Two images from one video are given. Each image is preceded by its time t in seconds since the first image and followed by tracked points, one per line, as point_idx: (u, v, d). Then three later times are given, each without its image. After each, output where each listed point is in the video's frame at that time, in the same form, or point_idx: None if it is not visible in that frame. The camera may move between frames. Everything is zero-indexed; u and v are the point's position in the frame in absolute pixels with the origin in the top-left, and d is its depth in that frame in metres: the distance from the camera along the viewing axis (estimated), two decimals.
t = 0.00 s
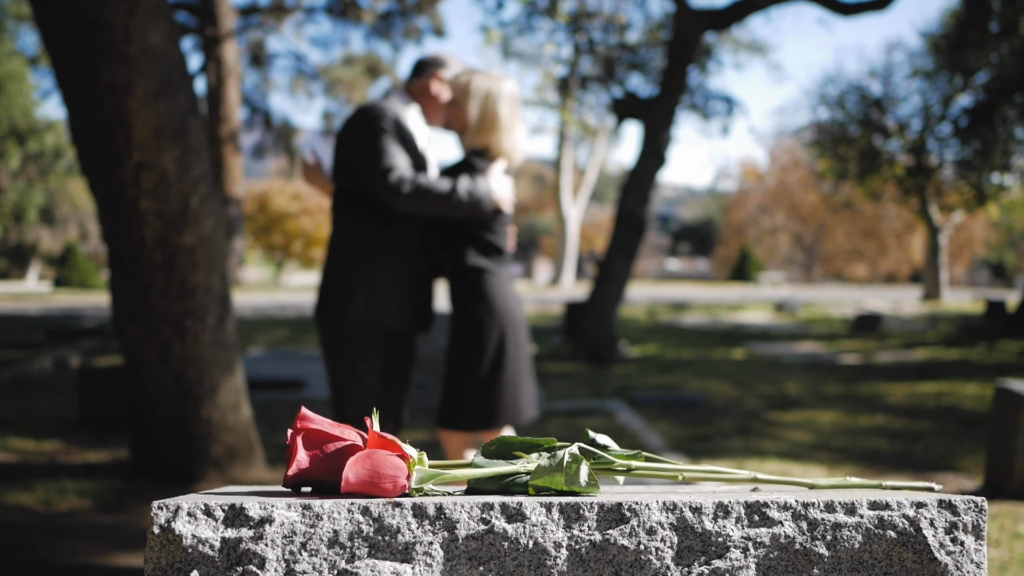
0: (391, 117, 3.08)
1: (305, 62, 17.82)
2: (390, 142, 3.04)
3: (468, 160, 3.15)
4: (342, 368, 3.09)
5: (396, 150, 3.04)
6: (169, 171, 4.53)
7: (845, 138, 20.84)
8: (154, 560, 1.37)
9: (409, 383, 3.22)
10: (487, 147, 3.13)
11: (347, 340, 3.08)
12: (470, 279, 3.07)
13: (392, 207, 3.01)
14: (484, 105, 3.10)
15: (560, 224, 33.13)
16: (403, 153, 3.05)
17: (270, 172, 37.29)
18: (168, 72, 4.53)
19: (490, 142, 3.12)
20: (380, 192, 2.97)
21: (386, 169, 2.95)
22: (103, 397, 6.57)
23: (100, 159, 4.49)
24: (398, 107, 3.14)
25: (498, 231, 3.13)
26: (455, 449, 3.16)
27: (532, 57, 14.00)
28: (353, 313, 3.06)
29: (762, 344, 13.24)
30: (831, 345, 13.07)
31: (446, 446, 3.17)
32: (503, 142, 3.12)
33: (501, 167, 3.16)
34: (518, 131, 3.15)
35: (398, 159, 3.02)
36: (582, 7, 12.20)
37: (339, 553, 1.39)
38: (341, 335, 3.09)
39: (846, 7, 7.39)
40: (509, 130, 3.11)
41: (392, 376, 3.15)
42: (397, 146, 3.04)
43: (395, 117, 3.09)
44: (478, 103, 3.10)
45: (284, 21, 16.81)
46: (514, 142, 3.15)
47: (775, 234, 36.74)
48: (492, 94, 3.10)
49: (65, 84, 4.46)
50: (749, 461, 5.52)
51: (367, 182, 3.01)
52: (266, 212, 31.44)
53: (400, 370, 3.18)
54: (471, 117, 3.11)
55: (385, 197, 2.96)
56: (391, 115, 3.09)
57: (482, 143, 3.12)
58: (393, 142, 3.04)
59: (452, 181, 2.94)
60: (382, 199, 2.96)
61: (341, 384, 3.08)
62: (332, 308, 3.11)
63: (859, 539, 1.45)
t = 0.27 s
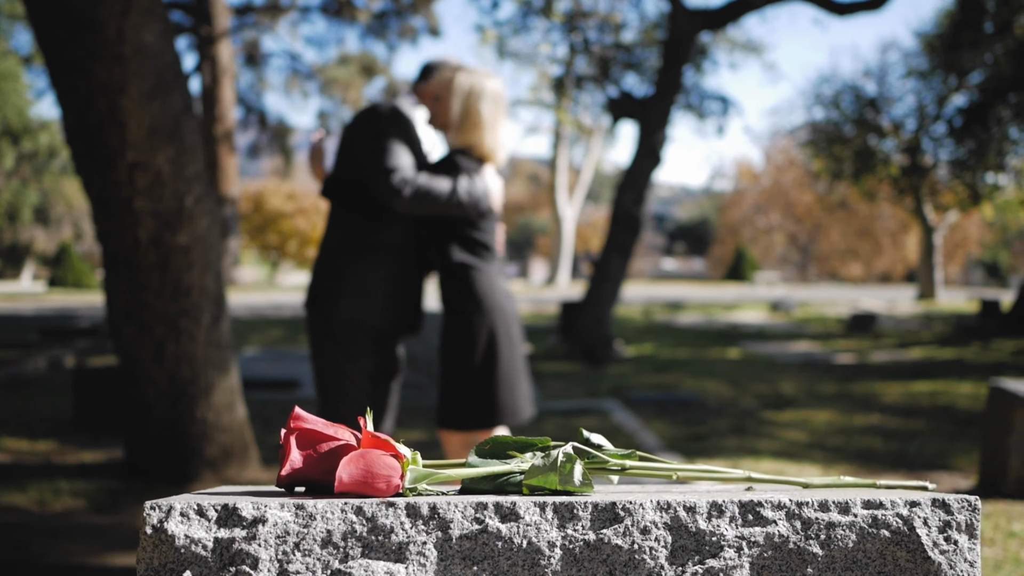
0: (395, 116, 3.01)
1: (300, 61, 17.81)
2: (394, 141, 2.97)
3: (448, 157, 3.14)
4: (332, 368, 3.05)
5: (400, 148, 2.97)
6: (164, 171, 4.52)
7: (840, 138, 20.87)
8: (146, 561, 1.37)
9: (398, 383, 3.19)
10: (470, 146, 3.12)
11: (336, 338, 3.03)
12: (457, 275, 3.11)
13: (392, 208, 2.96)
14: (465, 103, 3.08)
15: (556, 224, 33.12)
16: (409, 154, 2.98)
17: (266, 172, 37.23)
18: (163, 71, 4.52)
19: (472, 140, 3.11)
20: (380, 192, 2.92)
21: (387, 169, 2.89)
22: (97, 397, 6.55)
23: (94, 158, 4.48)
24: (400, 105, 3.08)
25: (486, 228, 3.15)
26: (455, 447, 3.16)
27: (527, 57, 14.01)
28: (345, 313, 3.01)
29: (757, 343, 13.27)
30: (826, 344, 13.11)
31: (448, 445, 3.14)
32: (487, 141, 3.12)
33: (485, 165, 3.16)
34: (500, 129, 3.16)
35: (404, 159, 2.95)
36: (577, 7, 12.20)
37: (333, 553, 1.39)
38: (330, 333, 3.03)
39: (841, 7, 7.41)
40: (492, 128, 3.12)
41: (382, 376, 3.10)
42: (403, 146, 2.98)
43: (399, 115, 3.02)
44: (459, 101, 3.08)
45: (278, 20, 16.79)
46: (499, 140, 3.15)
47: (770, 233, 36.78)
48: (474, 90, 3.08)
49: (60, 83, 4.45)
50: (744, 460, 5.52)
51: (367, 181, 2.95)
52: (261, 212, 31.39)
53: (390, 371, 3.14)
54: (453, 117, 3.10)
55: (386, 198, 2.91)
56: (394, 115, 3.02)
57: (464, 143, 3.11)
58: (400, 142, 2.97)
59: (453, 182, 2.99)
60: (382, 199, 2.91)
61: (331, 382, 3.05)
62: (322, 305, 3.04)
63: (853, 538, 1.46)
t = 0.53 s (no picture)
0: (395, 117, 2.98)
1: (296, 61, 17.79)
2: (398, 141, 2.94)
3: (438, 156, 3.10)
4: (326, 368, 3.04)
5: (404, 149, 2.94)
6: (160, 171, 4.51)
7: (836, 138, 20.88)
8: (142, 561, 1.37)
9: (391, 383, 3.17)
10: (458, 145, 3.09)
11: (331, 337, 3.02)
12: (447, 273, 3.09)
13: (390, 209, 2.95)
14: (451, 100, 3.05)
15: (552, 223, 33.11)
16: (409, 154, 2.95)
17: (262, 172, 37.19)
18: (159, 70, 4.51)
19: (460, 137, 3.08)
20: (379, 194, 2.90)
21: (386, 169, 2.86)
22: (93, 397, 6.54)
23: (89, 157, 4.46)
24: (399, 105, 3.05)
25: (477, 227, 3.14)
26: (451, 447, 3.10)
27: (523, 56, 14.00)
28: (340, 312, 3.01)
29: (753, 343, 13.27)
30: (822, 344, 13.12)
31: (445, 445, 3.10)
32: (476, 138, 3.09)
33: (473, 164, 3.14)
34: (490, 127, 3.13)
35: (404, 158, 2.90)
36: (573, 7, 12.20)
37: (329, 553, 1.39)
38: (325, 332, 3.03)
39: (837, 7, 7.41)
40: (482, 124, 3.09)
41: (376, 376, 3.10)
42: (404, 146, 2.93)
43: (398, 115, 2.99)
44: (444, 98, 3.05)
45: (274, 19, 16.76)
46: (488, 137, 3.13)
47: (767, 233, 36.80)
48: (461, 87, 3.05)
49: (55, 83, 4.44)
50: (740, 460, 5.53)
51: (365, 182, 2.93)
52: (258, 212, 31.37)
53: (383, 371, 3.12)
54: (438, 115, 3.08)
55: (384, 200, 2.89)
56: (393, 116, 2.99)
57: (452, 139, 3.07)
58: (402, 142, 2.93)
59: (451, 184, 2.99)
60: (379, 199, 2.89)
61: (324, 381, 3.04)
62: (318, 305, 3.04)
63: (849, 538, 1.46)
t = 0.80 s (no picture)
0: (391, 117, 2.98)
1: (291, 60, 17.77)
2: (395, 141, 2.93)
3: (431, 155, 3.09)
4: (322, 367, 3.03)
5: (402, 150, 2.93)
6: (155, 171, 4.50)
7: (832, 138, 20.96)
8: (137, 561, 1.36)
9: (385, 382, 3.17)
10: (449, 143, 3.08)
11: (326, 337, 3.02)
12: (438, 271, 3.10)
13: (385, 209, 2.94)
14: (441, 98, 3.03)
15: (548, 223, 33.11)
16: (406, 154, 2.94)
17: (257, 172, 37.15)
18: (154, 69, 4.50)
19: (452, 137, 3.06)
20: (375, 195, 2.89)
21: (382, 170, 2.86)
22: (88, 396, 6.53)
23: (84, 157, 4.45)
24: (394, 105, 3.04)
25: (468, 225, 3.15)
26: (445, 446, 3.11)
27: (519, 56, 13.99)
28: (336, 312, 3.00)
29: (749, 342, 13.29)
30: (818, 343, 13.13)
31: (441, 444, 3.10)
32: (467, 136, 3.07)
33: (466, 164, 3.12)
34: (484, 127, 3.12)
35: (400, 157, 2.90)
36: (569, 6, 12.21)
37: (324, 554, 1.38)
38: (319, 332, 3.03)
39: (832, 7, 7.42)
40: (474, 123, 3.07)
41: (371, 375, 3.09)
42: (400, 147, 2.93)
43: (394, 115, 2.99)
44: (435, 96, 3.04)
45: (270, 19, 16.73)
46: (479, 136, 3.11)
47: (762, 232, 36.84)
48: (451, 86, 3.03)
49: (50, 82, 4.43)
50: (736, 459, 5.53)
51: (361, 181, 2.92)
52: (253, 212, 31.35)
53: (378, 370, 3.12)
54: (428, 113, 3.07)
55: (380, 201, 2.88)
56: (389, 115, 2.98)
57: (442, 137, 3.05)
58: (399, 143, 2.93)
59: (444, 185, 2.98)
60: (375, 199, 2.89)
61: (320, 381, 3.04)
62: (312, 304, 3.04)
63: (845, 537, 1.46)
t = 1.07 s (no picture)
0: (386, 118, 2.97)
1: (287, 60, 17.77)
2: (389, 142, 2.92)
3: (424, 155, 3.08)
4: (317, 367, 3.03)
5: (397, 150, 2.92)
6: (150, 171, 4.49)
7: (827, 138, 21.05)
8: (131, 562, 1.36)
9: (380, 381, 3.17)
10: (442, 142, 3.06)
11: (320, 337, 3.02)
12: (433, 270, 3.09)
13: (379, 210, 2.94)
14: (434, 97, 3.03)
15: (544, 223, 33.10)
16: (402, 154, 2.93)
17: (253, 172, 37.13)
18: (149, 69, 4.49)
19: (443, 137, 3.05)
20: (370, 196, 2.88)
21: (376, 171, 2.85)
22: (83, 397, 6.51)
23: (79, 157, 4.44)
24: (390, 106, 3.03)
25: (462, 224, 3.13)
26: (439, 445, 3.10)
27: (516, 56, 14.00)
28: (330, 312, 3.00)
29: (745, 342, 13.31)
30: (814, 343, 13.16)
31: (436, 443, 3.09)
32: (459, 135, 3.06)
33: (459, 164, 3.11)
34: (477, 127, 3.10)
35: (395, 159, 2.89)
36: (565, 6, 12.21)
37: (319, 554, 1.38)
38: (313, 332, 3.03)
39: (828, 7, 7.43)
40: (466, 122, 3.06)
41: (366, 375, 3.09)
42: (395, 148, 2.92)
43: (389, 117, 2.98)
44: (428, 96, 3.03)
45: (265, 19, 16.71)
46: (473, 135, 3.10)
47: (758, 233, 36.88)
48: (444, 87, 3.01)
49: (44, 82, 4.41)
50: (732, 459, 5.53)
51: (355, 182, 2.92)
52: (249, 212, 31.33)
53: (372, 370, 3.12)
54: (421, 112, 3.06)
55: (374, 202, 2.87)
56: (384, 116, 2.98)
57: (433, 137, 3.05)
58: (394, 144, 2.92)
59: (438, 185, 2.97)
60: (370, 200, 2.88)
61: (314, 381, 3.04)
62: (306, 304, 3.04)
63: (841, 536, 1.46)
